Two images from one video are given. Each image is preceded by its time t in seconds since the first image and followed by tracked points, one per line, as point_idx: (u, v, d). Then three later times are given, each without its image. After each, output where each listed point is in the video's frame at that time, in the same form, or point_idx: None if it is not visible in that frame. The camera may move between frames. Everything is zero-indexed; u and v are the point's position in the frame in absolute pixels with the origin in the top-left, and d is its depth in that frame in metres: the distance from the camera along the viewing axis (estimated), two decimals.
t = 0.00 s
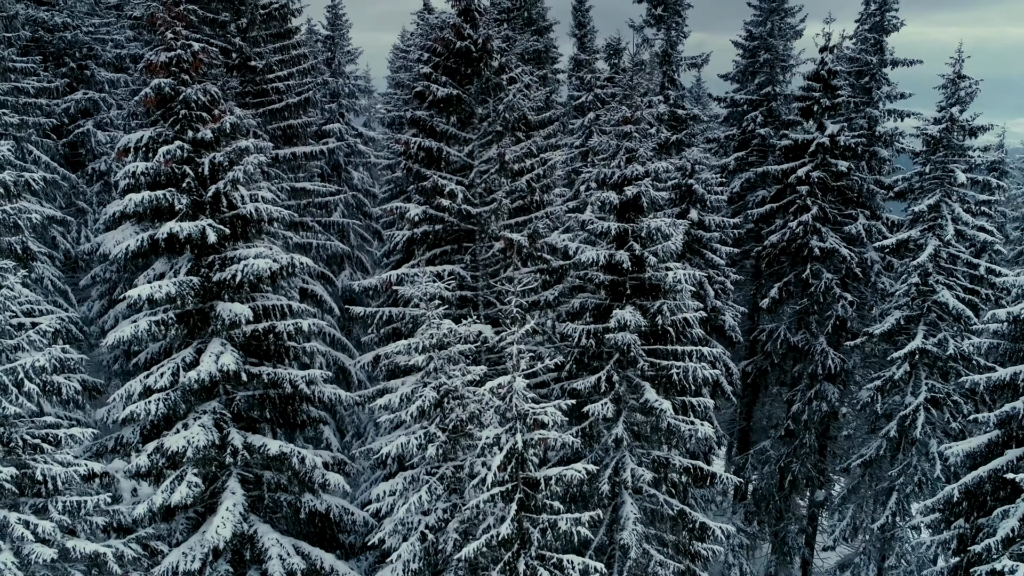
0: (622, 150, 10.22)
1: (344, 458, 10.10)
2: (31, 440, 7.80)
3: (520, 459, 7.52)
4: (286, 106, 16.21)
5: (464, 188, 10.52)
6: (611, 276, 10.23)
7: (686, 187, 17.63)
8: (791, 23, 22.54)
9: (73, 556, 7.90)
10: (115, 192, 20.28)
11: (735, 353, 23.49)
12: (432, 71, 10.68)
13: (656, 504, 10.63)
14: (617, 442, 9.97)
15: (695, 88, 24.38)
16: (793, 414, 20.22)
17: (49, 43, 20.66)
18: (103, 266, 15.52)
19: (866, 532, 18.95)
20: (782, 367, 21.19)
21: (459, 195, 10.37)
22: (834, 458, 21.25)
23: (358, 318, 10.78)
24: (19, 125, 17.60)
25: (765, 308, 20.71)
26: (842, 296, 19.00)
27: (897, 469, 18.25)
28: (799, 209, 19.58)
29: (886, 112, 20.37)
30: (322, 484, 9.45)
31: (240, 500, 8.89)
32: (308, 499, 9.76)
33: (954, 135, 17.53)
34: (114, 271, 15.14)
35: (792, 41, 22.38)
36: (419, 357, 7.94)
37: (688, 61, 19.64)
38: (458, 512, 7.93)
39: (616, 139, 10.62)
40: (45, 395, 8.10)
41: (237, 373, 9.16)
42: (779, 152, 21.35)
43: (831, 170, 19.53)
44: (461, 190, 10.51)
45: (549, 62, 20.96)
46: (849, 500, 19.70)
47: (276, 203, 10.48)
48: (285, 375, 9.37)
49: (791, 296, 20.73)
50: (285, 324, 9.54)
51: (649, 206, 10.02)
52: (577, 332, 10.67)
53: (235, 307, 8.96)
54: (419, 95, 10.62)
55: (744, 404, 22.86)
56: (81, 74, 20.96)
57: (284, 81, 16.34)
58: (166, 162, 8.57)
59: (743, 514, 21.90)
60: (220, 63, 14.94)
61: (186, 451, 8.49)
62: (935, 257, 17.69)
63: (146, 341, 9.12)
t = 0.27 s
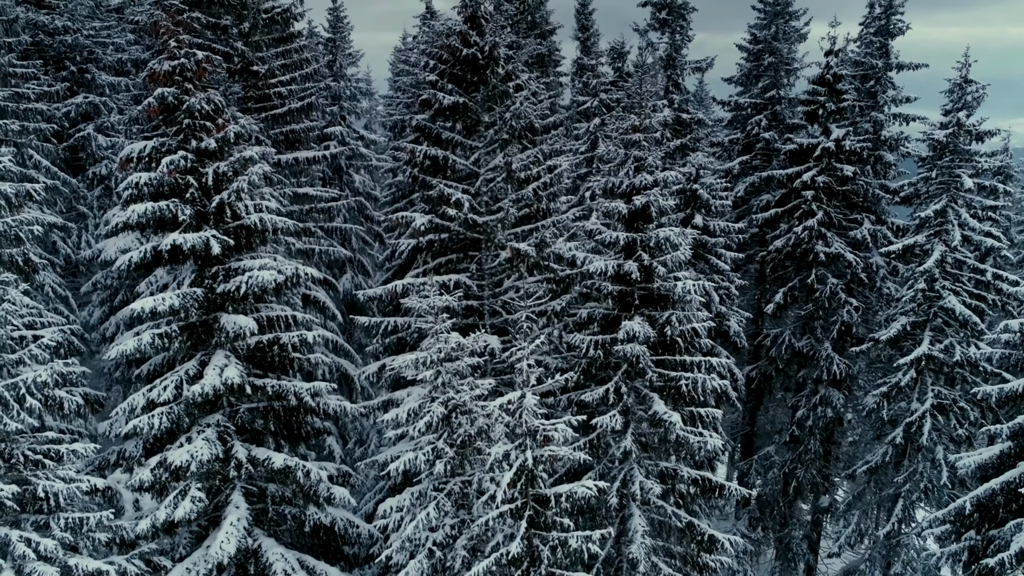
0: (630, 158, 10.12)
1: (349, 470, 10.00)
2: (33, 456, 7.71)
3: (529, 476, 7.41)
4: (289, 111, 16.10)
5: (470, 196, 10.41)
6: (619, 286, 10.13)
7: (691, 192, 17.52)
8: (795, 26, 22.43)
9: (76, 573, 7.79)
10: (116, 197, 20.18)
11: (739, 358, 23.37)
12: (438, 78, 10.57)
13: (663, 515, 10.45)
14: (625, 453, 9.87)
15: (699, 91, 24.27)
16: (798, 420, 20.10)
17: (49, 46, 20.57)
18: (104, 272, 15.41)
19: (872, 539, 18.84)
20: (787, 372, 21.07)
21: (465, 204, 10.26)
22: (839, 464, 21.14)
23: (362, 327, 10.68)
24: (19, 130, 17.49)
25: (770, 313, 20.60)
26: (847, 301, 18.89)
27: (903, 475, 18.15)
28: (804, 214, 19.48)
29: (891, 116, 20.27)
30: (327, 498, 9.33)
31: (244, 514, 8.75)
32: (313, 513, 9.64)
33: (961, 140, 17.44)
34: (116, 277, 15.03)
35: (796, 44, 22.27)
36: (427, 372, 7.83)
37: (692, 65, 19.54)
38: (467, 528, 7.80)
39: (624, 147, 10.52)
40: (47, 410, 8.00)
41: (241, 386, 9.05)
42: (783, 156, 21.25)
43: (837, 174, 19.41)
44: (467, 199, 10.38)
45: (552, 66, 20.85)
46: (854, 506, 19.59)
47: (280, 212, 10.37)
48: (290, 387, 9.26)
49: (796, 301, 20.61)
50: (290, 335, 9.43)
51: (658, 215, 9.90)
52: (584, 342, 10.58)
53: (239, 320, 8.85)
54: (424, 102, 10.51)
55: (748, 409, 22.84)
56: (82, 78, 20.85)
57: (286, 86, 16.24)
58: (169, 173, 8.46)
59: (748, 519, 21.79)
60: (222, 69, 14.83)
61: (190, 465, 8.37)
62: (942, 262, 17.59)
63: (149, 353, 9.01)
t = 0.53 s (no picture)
0: (640, 169, 10.00)
1: (355, 485, 9.85)
2: (35, 476, 7.58)
3: (541, 496, 7.29)
4: (292, 117, 15.99)
5: (477, 207, 10.27)
6: (630, 299, 9.99)
7: (697, 198, 17.40)
8: (800, 30, 22.30)
9: None
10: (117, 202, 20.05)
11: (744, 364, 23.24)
12: (445, 88, 10.45)
13: (673, 529, 10.29)
14: (635, 468, 9.73)
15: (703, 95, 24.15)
16: (804, 426, 19.98)
17: (50, 51, 20.46)
18: (106, 280, 15.29)
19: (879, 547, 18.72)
20: (792, 379, 20.95)
21: (473, 215, 10.12)
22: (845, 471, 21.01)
23: (369, 339, 10.53)
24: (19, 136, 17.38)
25: (775, 319, 20.47)
26: (853, 308, 18.77)
27: (910, 483, 18.03)
28: (810, 220, 19.36)
29: (897, 121, 20.15)
30: (333, 515, 9.18)
31: (250, 532, 8.59)
32: (319, 528, 9.49)
33: (969, 146, 17.33)
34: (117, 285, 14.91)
35: (801, 48, 22.14)
36: (436, 390, 7.70)
37: (698, 70, 19.42)
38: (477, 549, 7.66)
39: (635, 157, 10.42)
40: (49, 429, 7.88)
41: (246, 401, 8.92)
42: (789, 161, 21.14)
43: (843, 180, 19.28)
44: (475, 210, 10.24)
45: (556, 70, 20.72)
46: (861, 514, 19.46)
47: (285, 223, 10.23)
48: (295, 402, 9.13)
49: (801, 307, 20.48)
50: (296, 349, 9.29)
51: (668, 227, 9.77)
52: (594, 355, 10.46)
53: (244, 334, 8.72)
54: (431, 112, 10.40)
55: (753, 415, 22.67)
56: (83, 82, 20.74)
57: (289, 92, 16.12)
58: (173, 186, 8.33)
59: (752, 526, 21.66)
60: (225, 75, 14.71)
61: (194, 483, 8.21)
62: (949, 269, 17.47)
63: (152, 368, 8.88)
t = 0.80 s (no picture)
0: (650, 181, 9.88)
1: (361, 500, 9.72)
2: (38, 496, 7.46)
3: (553, 518, 7.17)
4: (295, 123, 15.88)
5: (485, 219, 10.14)
6: (640, 312, 9.86)
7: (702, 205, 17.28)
8: (805, 34, 22.17)
9: None
10: (118, 207, 19.91)
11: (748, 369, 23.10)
12: (452, 98, 10.34)
13: (683, 544, 10.13)
14: (645, 483, 9.59)
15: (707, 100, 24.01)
16: (810, 433, 19.84)
17: (50, 55, 20.34)
18: (107, 288, 15.15)
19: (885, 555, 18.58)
20: (798, 385, 20.81)
21: (481, 227, 9.98)
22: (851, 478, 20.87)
23: (375, 352, 10.40)
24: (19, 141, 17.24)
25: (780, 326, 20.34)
26: (860, 314, 18.63)
27: (917, 491, 17.90)
28: (816, 226, 19.25)
29: (904, 126, 20.03)
30: (340, 532, 9.04)
31: (256, 550, 8.42)
32: (325, 545, 9.33)
33: (977, 152, 17.21)
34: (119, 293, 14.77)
35: (806, 53, 22.01)
36: (446, 408, 7.58)
37: (703, 75, 19.29)
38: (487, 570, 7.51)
39: (644, 168, 10.30)
40: (52, 448, 7.76)
41: (251, 417, 8.79)
42: (794, 167, 21.02)
43: (849, 186, 19.16)
44: (482, 222, 10.09)
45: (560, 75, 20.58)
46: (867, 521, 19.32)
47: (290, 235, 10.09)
48: (301, 418, 8.99)
49: (807, 313, 20.35)
50: (302, 363, 9.16)
51: (679, 239, 9.64)
52: (602, 368, 10.33)
53: (249, 350, 8.59)
54: (438, 122, 10.28)
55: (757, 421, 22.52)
56: (84, 87, 20.60)
57: (292, 98, 16.01)
58: (178, 200, 8.20)
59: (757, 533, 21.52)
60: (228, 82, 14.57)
61: (199, 501, 8.07)
62: (957, 276, 17.34)
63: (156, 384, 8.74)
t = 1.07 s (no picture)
0: (659, 191, 9.77)
1: (366, 514, 9.61)
2: (38, 514, 7.34)
3: (564, 538, 7.06)
4: (297, 129, 15.82)
5: (491, 229, 10.02)
6: (648, 324, 9.75)
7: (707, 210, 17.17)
8: (809, 39, 22.08)
9: None
10: (119, 212, 19.79)
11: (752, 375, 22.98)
12: (458, 107, 10.23)
13: (692, 559, 10.00)
14: (654, 497, 9.48)
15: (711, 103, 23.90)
16: (815, 440, 19.71)
17: (51, 59, 20.23)
18: (109, 295, 15.04)
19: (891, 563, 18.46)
20: (803, 391, 20.69)
21: (487, 238, 9.87)
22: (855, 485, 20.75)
23: (380, 363, 10.29)
24: (20, 147, 17.13)
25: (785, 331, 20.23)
26: (865, 320, 18.52)
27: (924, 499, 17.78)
28: (821, 232, 19.14)
29: (909, 131, 19.94)
30: (345, 547, 8.93)
31: (260, 567, 8.30)
32: (330, 560, 9.21)
33: (983, 157, 17.13)
34: (121, 300, 14.67)
35: (811, 57, 21.92)
36: (455, 426, 7.48)
37: (708, 80, 19.20)
38: None
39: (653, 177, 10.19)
40: (55, 466, 7.70)
41: (255, 431, 8.67)
42: (799, 171, 20.91)
43: (854, 191, 19.06)
44: (489, 232, 9.96)
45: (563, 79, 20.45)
46: (872, 529, 19.21)
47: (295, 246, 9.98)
48: (306, 432, 8.88)
49: (812, 319, 20.24)
50: (307, 376, 9.05)
51: (688, 250, 9.54)
52: (609, 380, 10.23)
53: (254, 364, 8.48)
54: (445, 132, 10.18)
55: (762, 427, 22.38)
56: (85, 91, 20.50)
57: (294, 104, 15.95)
58: (181, 212, 8.08)
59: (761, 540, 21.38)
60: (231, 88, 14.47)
61: (203, 518, 7.93)
62: (964, 282, 17.23)
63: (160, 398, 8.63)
